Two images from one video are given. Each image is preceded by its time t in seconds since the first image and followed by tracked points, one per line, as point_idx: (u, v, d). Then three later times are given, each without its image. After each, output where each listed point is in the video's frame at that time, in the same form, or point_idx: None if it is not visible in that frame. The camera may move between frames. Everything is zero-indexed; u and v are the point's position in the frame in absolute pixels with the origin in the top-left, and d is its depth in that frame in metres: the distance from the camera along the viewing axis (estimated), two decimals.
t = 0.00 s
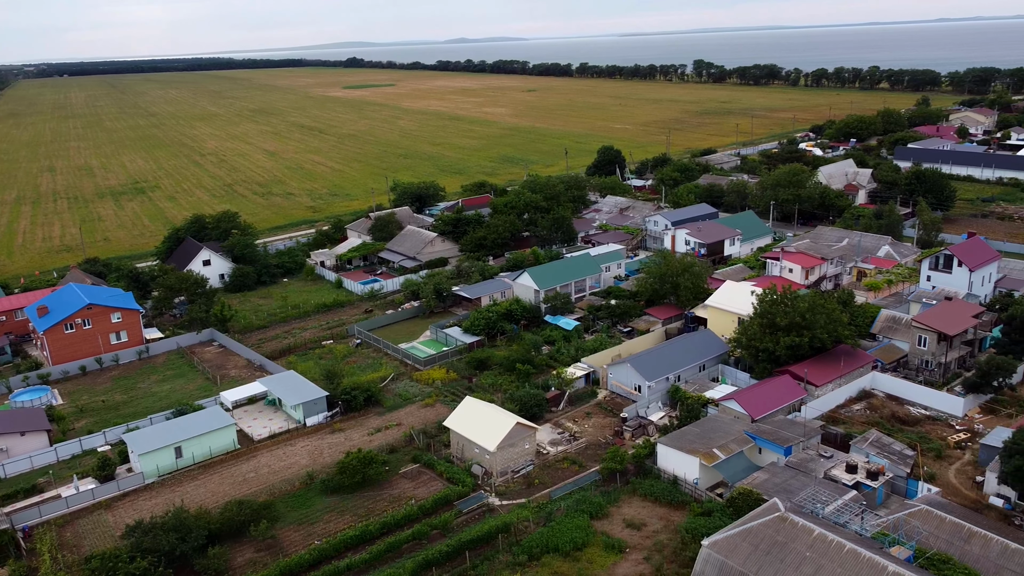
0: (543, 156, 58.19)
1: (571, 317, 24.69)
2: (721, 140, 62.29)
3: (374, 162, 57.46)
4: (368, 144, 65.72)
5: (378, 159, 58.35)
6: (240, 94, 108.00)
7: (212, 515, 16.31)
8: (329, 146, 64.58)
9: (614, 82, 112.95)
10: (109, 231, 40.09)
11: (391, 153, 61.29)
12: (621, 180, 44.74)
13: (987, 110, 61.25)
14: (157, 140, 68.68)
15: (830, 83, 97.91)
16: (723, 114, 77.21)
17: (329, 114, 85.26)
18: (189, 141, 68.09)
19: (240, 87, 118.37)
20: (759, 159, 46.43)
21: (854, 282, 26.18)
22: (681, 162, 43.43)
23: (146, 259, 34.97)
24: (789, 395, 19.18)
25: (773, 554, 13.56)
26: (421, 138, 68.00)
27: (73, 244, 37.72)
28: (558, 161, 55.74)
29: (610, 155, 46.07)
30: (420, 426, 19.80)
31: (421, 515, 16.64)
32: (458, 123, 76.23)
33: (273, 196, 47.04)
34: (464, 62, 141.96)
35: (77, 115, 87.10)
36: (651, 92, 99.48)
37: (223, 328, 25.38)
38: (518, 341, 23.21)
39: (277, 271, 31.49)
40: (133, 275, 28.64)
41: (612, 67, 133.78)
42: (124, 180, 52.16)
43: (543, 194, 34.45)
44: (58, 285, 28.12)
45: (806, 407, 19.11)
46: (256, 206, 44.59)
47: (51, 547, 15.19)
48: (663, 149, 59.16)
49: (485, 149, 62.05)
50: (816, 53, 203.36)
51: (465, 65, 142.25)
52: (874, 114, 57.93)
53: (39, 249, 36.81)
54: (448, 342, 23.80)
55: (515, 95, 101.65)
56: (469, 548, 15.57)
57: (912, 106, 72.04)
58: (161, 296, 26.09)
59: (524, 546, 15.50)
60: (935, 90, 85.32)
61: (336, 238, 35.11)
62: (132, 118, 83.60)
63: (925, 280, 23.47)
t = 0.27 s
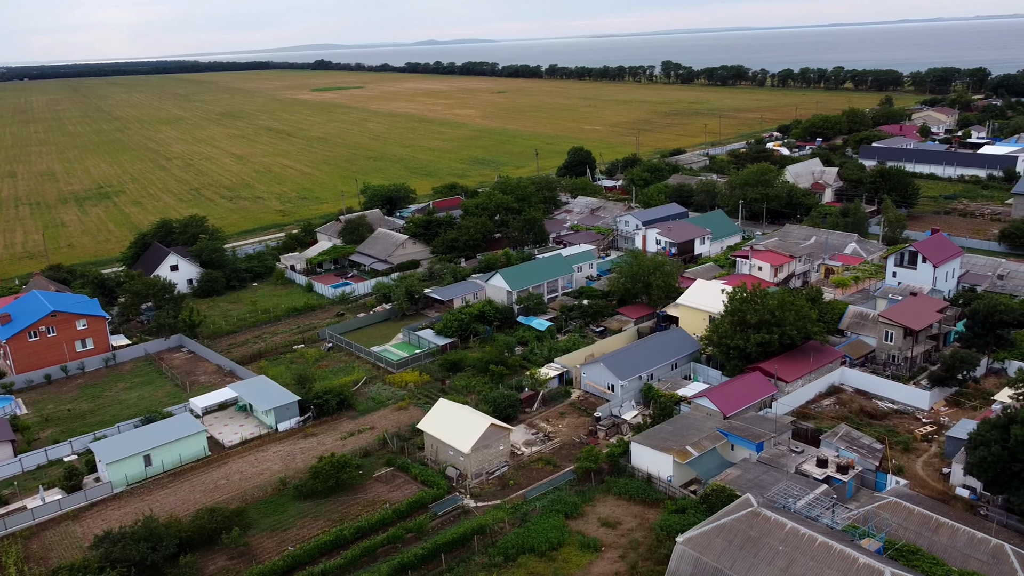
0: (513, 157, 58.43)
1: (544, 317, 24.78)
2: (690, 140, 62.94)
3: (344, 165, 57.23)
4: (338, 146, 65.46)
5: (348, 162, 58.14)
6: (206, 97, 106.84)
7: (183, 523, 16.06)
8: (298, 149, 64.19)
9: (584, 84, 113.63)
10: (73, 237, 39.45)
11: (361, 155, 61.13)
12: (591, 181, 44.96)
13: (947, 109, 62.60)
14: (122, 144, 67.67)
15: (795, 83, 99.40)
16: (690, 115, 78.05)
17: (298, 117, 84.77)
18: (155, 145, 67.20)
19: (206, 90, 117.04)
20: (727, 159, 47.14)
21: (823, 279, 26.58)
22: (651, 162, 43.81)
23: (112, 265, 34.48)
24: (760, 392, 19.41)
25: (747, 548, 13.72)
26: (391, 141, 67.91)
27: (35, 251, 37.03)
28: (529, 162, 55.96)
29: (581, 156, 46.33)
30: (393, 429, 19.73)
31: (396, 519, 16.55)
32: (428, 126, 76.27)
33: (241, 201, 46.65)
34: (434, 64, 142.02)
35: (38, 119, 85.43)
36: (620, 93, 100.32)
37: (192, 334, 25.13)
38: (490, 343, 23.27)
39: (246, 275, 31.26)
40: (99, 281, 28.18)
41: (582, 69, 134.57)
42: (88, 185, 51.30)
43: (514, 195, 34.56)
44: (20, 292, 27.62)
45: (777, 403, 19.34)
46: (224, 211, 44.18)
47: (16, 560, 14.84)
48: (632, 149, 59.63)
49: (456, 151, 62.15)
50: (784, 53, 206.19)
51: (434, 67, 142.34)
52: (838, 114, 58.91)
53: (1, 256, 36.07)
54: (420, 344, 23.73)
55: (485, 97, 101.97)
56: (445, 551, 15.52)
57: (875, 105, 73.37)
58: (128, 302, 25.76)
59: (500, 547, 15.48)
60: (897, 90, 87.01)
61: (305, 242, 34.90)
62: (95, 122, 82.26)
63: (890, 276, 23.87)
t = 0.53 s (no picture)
0: (484, 159, 58.58)
1: (516, 318, 24.84)
2: (659, 141, 63.51)
3: (314, 167, 56.89)
4: (307, 149, 65.04)
5: (318, 165, 57.79)
6: (172, 100, 105.43)
7: (153, 532, 15.80)
8: (267, 152, 63.64)
9: (554, 85, 114.20)
10: (36, 243, 38.70)
11: (331, 157, 60.82)
12: (562, 182, 45.16)
13: (909, 109, 63.90)
14: (86, 148, 66.49)
15: (761, 84, 100.81)
16: (659, 115, 78.76)
17: (266, 119, 84.09)
18: (120, 149, 66.17)
19: (171, 93, 115.46)
20: (696, 159, 47.69)
21: (792, 277, 26.95)
22: (621, 162, 44.11)
23: (76, 271, 33.90)
24: (731, 389, 19.62)
25: (720, 545, 13.85)
26: (361, 143, 67.68)
27: None
28: (500, 163, 56.08)
29: (552, 156, 46.46)
30: (366, 433, 19.64)
31: (369, 523, 16.45)
32: (398, 128, 76.15)
33: (209, 204, 46.15)
34: (403, 66, 141.80)
35: None
36: (589, 94, 101.03)
37: (160, 339, 24.84)
38: (463, 345, 23.28)
39: (215, 280, 30.96)
40: (63, 287, 27.66)
41: (550, 71, 135.41)
42: (51, 190, 50.32)
43: (485, 196, 34.59)
44: None
45: (747, 400, 19.56)
46: (192, 215, 43.66)
47: None
48: (603, 150, 60.03)
49: (426, 153, 62.13)
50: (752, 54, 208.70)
51: (403, 69, 142.13)
52: (804, 114, 59.83)
53: None
54: (392, 347, 23.68)
55: (454, 99, 102.10)
56: (419, 554, 15.46)
57: (840, 105, 74.65)
58: (94, 308, 25.37)
59: (475, 549, 15.46)
60: (862, 90, 88.56)
61: (275, 245, 34.62)
62: (57, 126, 80.74)
63: (857, 274, 24.26)
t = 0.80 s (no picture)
0: (454, 160, 58.65)
1: (489, 319, 24.84)
2: (629, 141, 63.98)
3: (283, 170, 56.46)
4: (276, 151, 64.53)
5: (286, 167, 57.37)
6: (137, 102, 103.86)
7: (121, 541, 15.50)
8: (234, 155, 63.00)
9: (525, 87, 114.53)
10: None
11: (300, 160, 60.42)
12: (534, 183, 45.27)
13: (873, 109, 65.12)
14: (48, 152, 65.17)
15: (728, 85, 102.14)
16: (628, 116, 79.42)
17: (234, 122, 83.26)
18: (84, 152, 64.99)
19: (135, 95, 113.61)
20: (666, 159, 48.16)
21: (761, 276, 27.29)
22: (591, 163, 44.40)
23: (39, 277, 33.26)
24: (703, 387, 19.80)
25: (693, 542, 13.95)
26: (330, 145, 67.35)
27: None
28: (470, 165, 56.17)
29: (522, 158, 46.56)
30: (338, 436, 19.52)
31: (343, 527, 16.31)
32: (368, 130, 75.89)
33: (176, 208, 45.57)
34: (372, 68, 141.39)
35: None
36: (559, 95, 101.58)
37: (127, 345, 24.48)
38: (435, 347, 23.26)
39: (183, 284, 30.60)
40: (26, 294, 27.08)
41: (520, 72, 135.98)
42: (12, 195, 49.24)
43: (456, 198, 34.60)
44: None
45: (719, 398, 19.75)
46: (159, 219, 43.07)
47: None
48: (573, 151, 60.34)
49: (396, 154, 62.05)
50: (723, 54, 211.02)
51: (372, 70, 141.72)
52: (772, 114, 60.67)
53: None
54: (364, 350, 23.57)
55: (423, 100, 102.04)
56: (394, 557, 15.35)
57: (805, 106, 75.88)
58: (58, 314, 24.92)
59: (449, 552, 15.39)
60: (827, 90, 90.05)
61: (244, 249, 34.20)
62: (17, 129, 79.02)
63: (825, 272, 24.64)
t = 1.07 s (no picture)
0: (425, 162, 58.57)
1: (462, 321, 24.87)
2: (600, 142, 64.33)
3: (252, 173, 55.92)
4: (244, 154, 63.87)
5: (255, 171, 56.84)
6: (101, 106, 102.07)
7: (89, 551, 15.16)
8: (202, 158, 62.24)
9: (496, 88, 114.67)
10: None
11: (269, 163, 59.90)
12: (505, 184, 45.35)
13: (839, 109, 66.13)
14: (9, 156, 63.76)
15: (697, 86, 103.18)
16: (598, 117, 79.93)
17: (201, 125, 82.27)
18: (47, 157, 63.73)
19: (99, 99, 111.64)
20: (637, 159, 48.55)
21: (732, 275, 27.57)
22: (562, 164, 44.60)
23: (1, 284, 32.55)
24: (676, 386, 19.95)
25: (668, 539, 14.02)
26: (299, 147, 66.85)
27: None
28: (442, 167, 56.13)
29: (494, 159, 46.56)
30: (311, 441, 19.38)
31: (317, 533, 16.13)
32: (338, 132, 75.47)
33: (143, 212, 44.92)
34: (341, 70, 140.68)
35: None
36: (529, 97, 101.88)
37: (93, 352, 24.10)
38: (408, 349, 23.19)
39: (150, 289, 30.20)
40: None
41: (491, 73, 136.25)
42: None
43: (428, 200, 34.63)
44: None
45: (692, 396, 19.90)
46: (126, 224, 42.40)
47: None
48: (544, 152, 60.53)
49: (366, 157, 61.81)
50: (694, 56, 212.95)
51: (341, 72, 141.00)
52: (740, 114, 61.37)
53: None
54: (337, 354, 23.45)
55: (393, 102, 101.75)
56: (369, 562, 15.21)
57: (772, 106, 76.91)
58: (21, 322, 24.36)
59: (425, 556, 15.29)
60: (795, 91, 91.35)
61: (213, 253, 33.99)
62: None
63: (794, 270, 25.09)
